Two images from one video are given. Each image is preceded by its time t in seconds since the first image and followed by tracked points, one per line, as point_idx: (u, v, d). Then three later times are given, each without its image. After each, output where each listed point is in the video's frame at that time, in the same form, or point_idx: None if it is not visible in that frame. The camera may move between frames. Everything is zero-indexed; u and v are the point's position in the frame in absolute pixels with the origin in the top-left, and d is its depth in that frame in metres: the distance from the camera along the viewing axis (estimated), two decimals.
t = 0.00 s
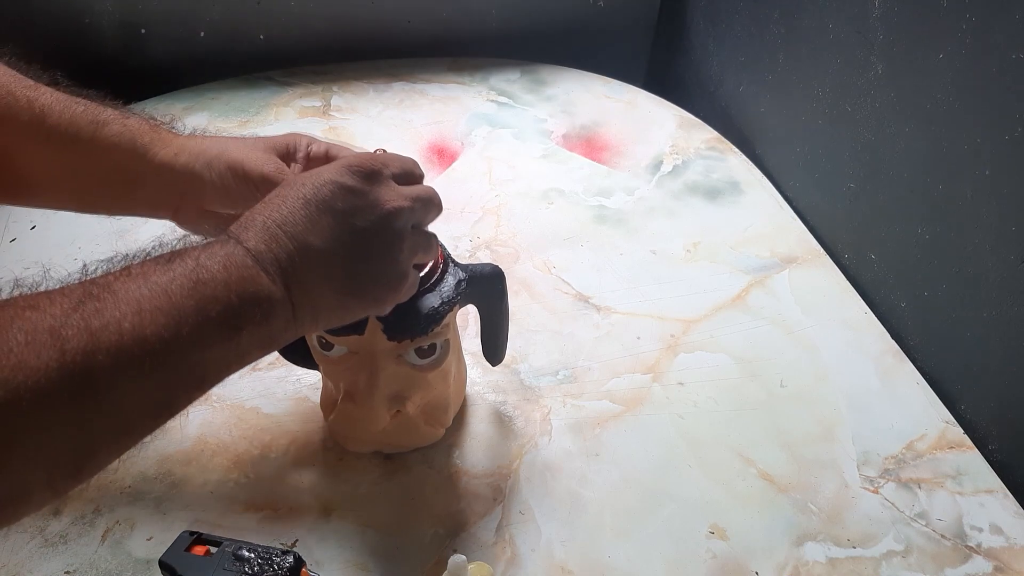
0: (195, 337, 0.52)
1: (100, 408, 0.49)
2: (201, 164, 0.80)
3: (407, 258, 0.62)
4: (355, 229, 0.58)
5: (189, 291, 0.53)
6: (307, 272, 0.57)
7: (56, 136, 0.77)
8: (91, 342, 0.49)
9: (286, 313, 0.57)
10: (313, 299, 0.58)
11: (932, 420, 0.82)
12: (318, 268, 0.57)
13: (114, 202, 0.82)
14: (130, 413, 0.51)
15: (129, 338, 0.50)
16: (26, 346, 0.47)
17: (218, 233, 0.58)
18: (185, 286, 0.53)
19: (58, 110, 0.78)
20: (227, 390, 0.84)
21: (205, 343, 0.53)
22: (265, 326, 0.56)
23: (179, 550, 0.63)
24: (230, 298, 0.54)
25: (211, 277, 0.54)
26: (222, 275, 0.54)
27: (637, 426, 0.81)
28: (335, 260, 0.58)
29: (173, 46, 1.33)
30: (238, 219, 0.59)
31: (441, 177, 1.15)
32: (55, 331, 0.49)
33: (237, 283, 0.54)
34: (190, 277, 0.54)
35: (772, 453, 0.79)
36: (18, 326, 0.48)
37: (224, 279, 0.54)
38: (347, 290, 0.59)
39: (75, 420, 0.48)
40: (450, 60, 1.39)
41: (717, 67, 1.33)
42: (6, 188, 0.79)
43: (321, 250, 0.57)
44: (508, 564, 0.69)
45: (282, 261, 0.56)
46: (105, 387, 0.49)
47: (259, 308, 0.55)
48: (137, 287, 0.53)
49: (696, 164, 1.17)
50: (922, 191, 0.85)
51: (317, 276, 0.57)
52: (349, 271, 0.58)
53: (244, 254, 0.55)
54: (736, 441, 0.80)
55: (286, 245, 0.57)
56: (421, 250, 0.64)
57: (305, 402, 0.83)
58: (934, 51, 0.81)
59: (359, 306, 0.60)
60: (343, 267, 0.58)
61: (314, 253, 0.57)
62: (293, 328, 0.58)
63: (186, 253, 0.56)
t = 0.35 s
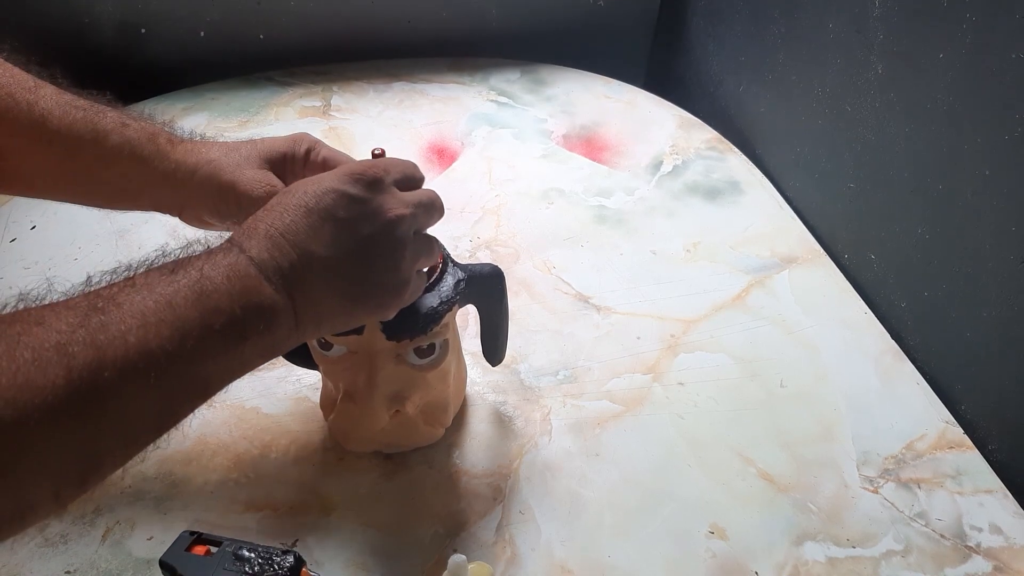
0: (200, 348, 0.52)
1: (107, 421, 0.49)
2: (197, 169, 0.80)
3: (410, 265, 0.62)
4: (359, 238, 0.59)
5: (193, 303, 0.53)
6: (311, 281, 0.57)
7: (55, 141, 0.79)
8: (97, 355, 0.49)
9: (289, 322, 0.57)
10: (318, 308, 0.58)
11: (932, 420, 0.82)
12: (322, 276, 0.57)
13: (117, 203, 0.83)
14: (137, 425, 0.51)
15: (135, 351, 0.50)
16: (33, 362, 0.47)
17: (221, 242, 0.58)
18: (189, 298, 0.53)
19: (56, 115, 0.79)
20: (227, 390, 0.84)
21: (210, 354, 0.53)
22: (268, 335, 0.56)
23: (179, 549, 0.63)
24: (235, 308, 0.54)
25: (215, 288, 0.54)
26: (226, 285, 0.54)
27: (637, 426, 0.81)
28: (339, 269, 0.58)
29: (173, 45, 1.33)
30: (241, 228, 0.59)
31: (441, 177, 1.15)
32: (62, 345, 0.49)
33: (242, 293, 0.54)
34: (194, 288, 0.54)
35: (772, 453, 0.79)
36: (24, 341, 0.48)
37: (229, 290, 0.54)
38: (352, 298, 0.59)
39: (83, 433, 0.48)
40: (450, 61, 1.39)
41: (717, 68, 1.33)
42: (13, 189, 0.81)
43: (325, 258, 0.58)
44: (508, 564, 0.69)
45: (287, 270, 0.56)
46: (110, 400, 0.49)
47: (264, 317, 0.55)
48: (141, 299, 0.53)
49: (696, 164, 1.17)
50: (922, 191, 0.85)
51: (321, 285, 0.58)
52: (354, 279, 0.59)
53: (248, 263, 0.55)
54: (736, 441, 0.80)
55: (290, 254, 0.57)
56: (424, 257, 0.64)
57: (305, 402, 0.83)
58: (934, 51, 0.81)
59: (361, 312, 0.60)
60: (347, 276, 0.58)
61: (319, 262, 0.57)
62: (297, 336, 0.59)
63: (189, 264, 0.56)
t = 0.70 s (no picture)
0: (172, 457, 0.57)
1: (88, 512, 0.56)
2: (195, 163, 0.79)
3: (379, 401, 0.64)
4: (333, 379, 0.60)
5: (170, 414, 0.56)
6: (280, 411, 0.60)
7: (57, 131, 0.80)
8: (75, 466, 0.54)
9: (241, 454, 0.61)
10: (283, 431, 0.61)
11: (932, 420, 0.82)
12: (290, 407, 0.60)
13: (122, 191, 0.84)
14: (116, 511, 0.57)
15: (101, 477, 0.55)
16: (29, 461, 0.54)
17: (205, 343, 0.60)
18: (168, 409, 0.57)
19: (59, 104, 0.80)
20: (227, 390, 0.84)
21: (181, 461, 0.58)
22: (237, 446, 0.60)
23: (178, 550, 0.63)
24: (205, 424, 0.57)
25: (192, 400, 0.57)
26: (201, 402, 0.57)
27: (637, 427, 0.81)
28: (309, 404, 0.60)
29: (174, 46, 1.32)
30: (225, 330, 0.60)
31: (441, 177, 1.15)
32: (43, 467, 0.54)
33: (214, 411, 0.57)
34: (174, 401, 0.57)
35: (773, 454, 0.79)
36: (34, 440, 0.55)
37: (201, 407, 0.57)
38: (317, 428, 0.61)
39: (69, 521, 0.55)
40: (450, 61, 1.39)
41: (717, 68, 1.33)
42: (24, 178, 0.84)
43: (292, 408, 0.60)
44: (508, 564, 0.69)
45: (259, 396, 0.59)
46: (87, 501, 0.55)
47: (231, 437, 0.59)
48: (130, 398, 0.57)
49: (696, 164, 1.17)
50: (922, 191, 0.85)
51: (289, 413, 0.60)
52: (321, 412, 0.61)
53: (224, 386, 0.57)
54: (737, 441, 0.80)
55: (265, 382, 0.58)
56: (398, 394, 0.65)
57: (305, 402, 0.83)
58: (934, 51, 0.81)
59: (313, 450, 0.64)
60: (315, 410, 0.60)
61: (285, 405, 0.60)
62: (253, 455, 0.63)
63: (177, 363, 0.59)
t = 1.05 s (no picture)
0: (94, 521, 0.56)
1: None
2: (201, 171, 0.77)
3: (277, 456, 0.63)
4: (232, 434, 0.61)
5: (76, 491, 0.56)
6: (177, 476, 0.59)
7: (56, 135, 0.78)
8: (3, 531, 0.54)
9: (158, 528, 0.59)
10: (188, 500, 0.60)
11: (932, 420, 0.82)
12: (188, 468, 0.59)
13: (124, 201, 0.83)
14: None
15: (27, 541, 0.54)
16: None
17: (99, 416, 0.60)
18: (69, 484, 0.56)
19: (61, 112, 0.78)
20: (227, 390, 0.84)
21: (89, 542, 0.56)
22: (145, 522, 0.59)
23: (177, 548, 0.62)
24: (109, 496, 0.57)
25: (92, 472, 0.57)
26: (104, 475, 0.57)
27: (637, 427, 0.81)
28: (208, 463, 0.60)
29: (173, 46, 1.32)
30: (121, 400, 0.61)
31: (441, 178, 1.15)
32: None
33: (117, 482, 0.57)
34: (77, 475, 0.57)
35: (773, 454, 0.79)
36: None
37: (102, 481, 0.57)
38: (220, 490, 0.60)
39: None
40: (450, 61, 1.39)
41: (717, 68, 1.33)
42: (30, 183, 0.83)
43: (199, 464, 0.59)
44: (508, 564, 0.69)
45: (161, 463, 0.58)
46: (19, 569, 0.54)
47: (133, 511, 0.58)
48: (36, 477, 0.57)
49: (696, 164, 1.17)
50: (922, 191, 0.85)
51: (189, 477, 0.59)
52: (222, 470, 0.60)
53: (121, 454, 0.58)
54: (737, 441, 0.80)
55: (163, 448, 0.58)
56: (299, 446, 0.64)
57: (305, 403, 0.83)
58: (934, 51, 0.81)
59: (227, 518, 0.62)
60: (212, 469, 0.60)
61: (193, 461, 0.59)
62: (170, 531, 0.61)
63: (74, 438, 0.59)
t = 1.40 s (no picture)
0: (104, 533, 0.56)
1: None
2: (213, 173, 0.78)
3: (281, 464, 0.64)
4: (240, 444, 0.61)
5: (87, 506, 0.56)
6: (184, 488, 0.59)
7: (67, 132, 0.79)
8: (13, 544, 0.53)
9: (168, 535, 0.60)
10: (194, 512, 0.60)
11: (931, 420, 0.82)
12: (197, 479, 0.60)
13: (137, 199, 0.84)
14: None
15: (36, 554, 0.54)
16: None
17: (105, 431, 0.60)
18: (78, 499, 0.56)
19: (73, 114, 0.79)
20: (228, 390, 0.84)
21: (99, 555, 0.56)
22: (149, 536, 0.59)
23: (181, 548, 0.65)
24: (119, 509, 0.57)
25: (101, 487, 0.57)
26: (113, 489, 0.57)
27: (637, 426, 0.81)
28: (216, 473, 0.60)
29: (174, 47, 1.33)
30: (126, 415, 0.61)
31: (441, 178, 1.15)
32: None
33: (127, 496, 0.57)
34: (86, 491, 0.56)
35: (772, 454, 0.79)
36: None
37: (112, 495, 0.57)
38: (228, 501, 0.61)
39: None
40: (450, 62, 1.40)
41: (717, 69, 1.33)
42: (36, 179, 0.83)
43: (208, 474, 0.60)
44: (508, 563, 0.69)
45: (171, 474, 0.59)
46: None
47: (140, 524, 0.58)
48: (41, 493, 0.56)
49: (696, 165, 1.18)
50: (921, 192, 0.85)
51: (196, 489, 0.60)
52: (230, 480, 0.61)
53: (130, 469, 0.58)
54: (736, 441, 0.80)
55: (174, 461, 0.59)
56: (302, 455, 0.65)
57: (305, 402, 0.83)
58: (933, 52, 0.81)
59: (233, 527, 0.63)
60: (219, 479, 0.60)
61: (203, 471, 0.60)
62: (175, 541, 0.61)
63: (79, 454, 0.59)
